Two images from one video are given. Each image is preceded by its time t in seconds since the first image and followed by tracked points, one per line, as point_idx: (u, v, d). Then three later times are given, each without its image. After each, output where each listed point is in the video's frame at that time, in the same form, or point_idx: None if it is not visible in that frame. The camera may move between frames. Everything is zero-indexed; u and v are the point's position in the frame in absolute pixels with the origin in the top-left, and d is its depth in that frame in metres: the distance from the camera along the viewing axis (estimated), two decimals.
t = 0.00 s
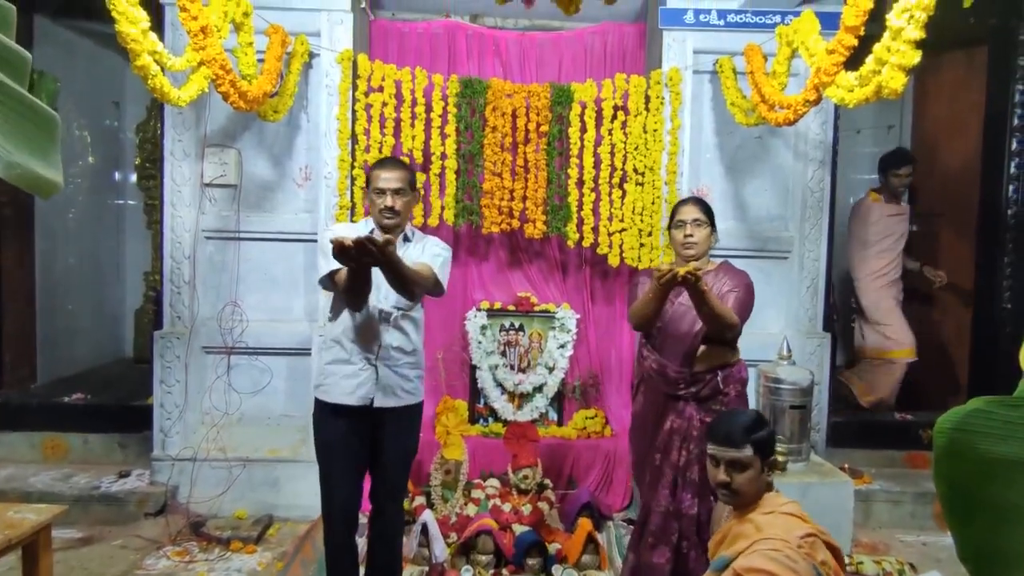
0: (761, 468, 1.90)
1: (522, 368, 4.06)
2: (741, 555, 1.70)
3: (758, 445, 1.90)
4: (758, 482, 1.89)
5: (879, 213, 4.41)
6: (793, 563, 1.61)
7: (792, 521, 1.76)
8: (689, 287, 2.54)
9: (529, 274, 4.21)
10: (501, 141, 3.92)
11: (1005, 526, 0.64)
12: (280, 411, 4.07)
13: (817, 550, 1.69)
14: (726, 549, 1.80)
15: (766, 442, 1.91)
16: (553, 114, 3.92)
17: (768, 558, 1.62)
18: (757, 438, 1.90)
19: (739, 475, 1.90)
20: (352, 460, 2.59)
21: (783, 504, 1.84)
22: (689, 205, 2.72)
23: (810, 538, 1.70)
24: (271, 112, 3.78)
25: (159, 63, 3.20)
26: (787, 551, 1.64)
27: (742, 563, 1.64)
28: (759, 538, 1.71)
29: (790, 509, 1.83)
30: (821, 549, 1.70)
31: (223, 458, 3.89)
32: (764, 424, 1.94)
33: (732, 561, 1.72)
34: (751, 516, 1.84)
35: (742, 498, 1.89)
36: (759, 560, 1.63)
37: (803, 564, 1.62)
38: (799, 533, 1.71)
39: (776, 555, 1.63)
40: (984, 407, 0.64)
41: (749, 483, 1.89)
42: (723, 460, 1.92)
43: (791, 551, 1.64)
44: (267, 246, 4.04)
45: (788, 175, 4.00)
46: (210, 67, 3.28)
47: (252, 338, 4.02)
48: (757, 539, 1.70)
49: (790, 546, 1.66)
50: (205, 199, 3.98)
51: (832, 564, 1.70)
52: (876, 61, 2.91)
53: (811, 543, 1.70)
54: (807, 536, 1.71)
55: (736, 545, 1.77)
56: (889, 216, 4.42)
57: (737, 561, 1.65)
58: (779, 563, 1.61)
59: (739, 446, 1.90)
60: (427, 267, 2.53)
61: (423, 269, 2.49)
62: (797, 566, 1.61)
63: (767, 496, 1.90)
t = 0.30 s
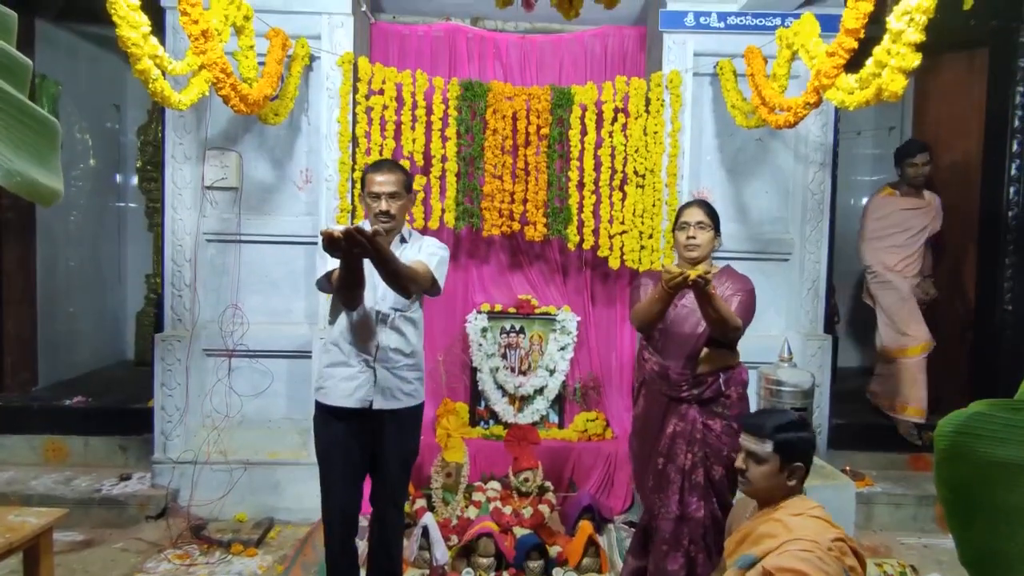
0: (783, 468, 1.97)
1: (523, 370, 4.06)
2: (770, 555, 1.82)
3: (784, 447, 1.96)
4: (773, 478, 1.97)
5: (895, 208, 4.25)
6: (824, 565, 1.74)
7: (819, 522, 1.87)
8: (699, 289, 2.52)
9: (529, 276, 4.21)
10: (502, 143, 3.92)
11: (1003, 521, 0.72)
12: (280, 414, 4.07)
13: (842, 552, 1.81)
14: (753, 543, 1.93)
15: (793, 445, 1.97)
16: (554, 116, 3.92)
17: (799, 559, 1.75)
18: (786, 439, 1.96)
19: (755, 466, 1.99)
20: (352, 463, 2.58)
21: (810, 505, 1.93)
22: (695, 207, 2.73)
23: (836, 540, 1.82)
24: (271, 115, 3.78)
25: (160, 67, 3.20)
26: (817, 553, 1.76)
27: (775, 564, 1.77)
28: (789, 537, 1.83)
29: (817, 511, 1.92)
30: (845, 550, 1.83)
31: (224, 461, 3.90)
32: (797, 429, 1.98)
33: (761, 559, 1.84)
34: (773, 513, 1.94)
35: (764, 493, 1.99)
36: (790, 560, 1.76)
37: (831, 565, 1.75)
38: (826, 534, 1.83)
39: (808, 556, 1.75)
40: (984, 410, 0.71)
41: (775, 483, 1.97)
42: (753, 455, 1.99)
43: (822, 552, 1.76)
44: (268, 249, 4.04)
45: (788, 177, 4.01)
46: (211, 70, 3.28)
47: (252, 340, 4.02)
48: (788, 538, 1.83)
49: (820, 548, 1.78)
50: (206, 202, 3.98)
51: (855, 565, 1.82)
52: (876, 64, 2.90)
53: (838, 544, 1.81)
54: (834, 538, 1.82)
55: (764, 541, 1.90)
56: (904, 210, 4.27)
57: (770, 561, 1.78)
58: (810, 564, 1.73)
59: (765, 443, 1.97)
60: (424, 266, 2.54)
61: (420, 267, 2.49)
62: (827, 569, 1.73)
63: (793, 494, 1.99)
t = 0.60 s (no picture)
0: (810, 462, 1.98)
1: (524, 365, 4.07)
2: (791, 545, 1.84)
3: (815, 442, 1.97)
4: (800, 471, 1.98)
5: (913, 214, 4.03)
6: (848, 560, 1.74)
7: (844, 521, 1.88)
8: (698, 283, 2.50)
9: (529, 271, 4.21)
10: (501, 138, 3.91)
11: (1001, 515, 0.72)
12: (282, 410, 4.08)
13: (865, 550, 1.82)
14: (773, 534, 1.94)
15: (825, 442, 1.97)
16: (554, 111, 3.92)
17: (824, 548, 1.77)
18: (820, 434, 1.98)
19: (783, 455, 2.01)
20: (355, 459, 2.59)
21: (835, 503, 1.94)
22: (688, 200, 2.73)
23: (861, 538, 1.83)
24: (271, 111, 3.77)
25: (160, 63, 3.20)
26: (840, 546, 1.78)
27: (798, 554, 1.78)
28: (812, 530, 1.84)
29: (842, 511, 1.93)
30: (868, 550, 1.84)
31: (226, 457, 3.91)
32: (835, 428, 1.99)
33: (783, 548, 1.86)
34: (797, 506, 1.96)
35: (789, 485, 2.01)
36: (814, 550, 1.77)
37: (853, 560, 1.76)
38: (851, 531, 1.84)
39: (831, 549, 1.76)
40: (982, 403, 0.72)
41: (802, 477, 1.99)
42: (784, 442, 2.02)
43: (845, 548, 1.78)
44: (268, 245, 4.05)
45: (788, 171, 4.00)
46: (210, 67, 3.28)
47: (253, 337, 4.03)
48: (810, 531, 1.84)
49: (844, 544, 1.79)
50: (206, 199, 3.99)
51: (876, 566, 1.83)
52: (876, 57, 2.89)
53: (862, 542, 1.82)
54: (859, 537, 1.83)
55: (785, 533, 1.91)
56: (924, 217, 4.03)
57: (792, 551, 1.80)
58: (833, 556, 1.75)
59: (800, 433, 1.99)
60: (426, 261, 2.53)
61: (422, 261, 2.49)
62: (849, 564, 1.75)
63: (819, 492, 2.00)
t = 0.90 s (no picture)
0: (813, 448, 1.98)
1: (522, 356, 4.08)
2: (803, 534, 1.87)
3: (818, 428, 1.98)
4: (803, 457, 1.99)
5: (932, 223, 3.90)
6: (859, 551, 1.76)
7: (857, 512, 1.88)
8: (691, 281, 2.51)
9: (528, 262, 4.22)
10: (498, 129, 3.90)
11: (1002, 505, 0.67)
12: (282, 403, 4.09)
13: (877, 542, 1.83)
14: (784, 521, 1.96)
15: (828, 429, 1.98)
16: (551, 101, 3.91)
17: (836, 540, 1.79)
18: (823, 420, 1.99)
19: (788, 442, 2.02)
20: (355, 453, 2.60)
21: (847, 494, 1.94)
22: (682, 193, 2.72)
23: (873, 530, 1.84)
24: (266, 103, 3.75)
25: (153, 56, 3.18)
26: (852, 537, 1.80)
27: (811, 544, 1.81)
28: (824, 520, 1.86)
29: (854, 502, 1.93)
30: (880, 542, 1.85)
31: (226, 449, 3.93)
32: (840, 415, 1.99)
33: (794, 537, 1.88)
34: (808, 495, 1.97)
35: (799, 472, 2.02)
36: (826, 541, 1.79)
37: (865, 551, 1.78)
38: (862, 522, 1.85)
39: (844, 541, 1.79)
40: (982, 391, 0.66)
41: (807, 463, 1.99)
42: (788, 428, 2.03)
43: (857, 539, 1.79)
44: (266, 239, 4.04)
45: (786, 160, 4.00)
46: (205, 59, 3.26)
47: (252, 330, 4.03)
48: (823, 521, 1.85)
49: (856, 535, 1.81)
50: (202, 191, 3.97)
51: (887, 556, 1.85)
52: (874, 46, 2.88)
53: (874, 534, 1.83)
54: (871, 527, 1.84)
55: (796, 520, 1.93)
56: (946, 224, 3.89)
57: (805, 540, 1.83)
58: (844, 547, 1.77)
59: (804, 419, 2.01)
60: (426, 252, 2.53)
61: (422, 253, 2.49)
62: (860, 555, 1.77)
63: (829, 481, 2.00)
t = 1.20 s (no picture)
0: (800, 437, 2.01)
1: (519, 347, 4.09)
2: (803, 526, 1.87)
3: (804, 416, 2.00)
4: (793, 447, 2.02)
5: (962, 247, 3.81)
6: (858, 543, 1.79)
7: (855, 502, 1.89)
8: (677, 284, 2.56)
9: (524, 253, 4.21)
10: (493, 120, 3.88)
11: (993, 484, 0.71)
12: (279, 396, 4.09)
13: (875, 532, 1.85)
14: (783, 512, 1.96)
15: (813, 416, 2.00)
16: (546, 91, 3.89)
17: (835, 532, 1.80)
18: (807, 406, 2.01)
19: (778, 434, 2.05)
20: (353, 446, 2.60)
21: (846, 484, 1.94)
22: (674, 185, 2.71)
23: (870, 520, 1.86)
24: (260, 95, 3.73)
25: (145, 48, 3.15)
26: (851, 529, 1.81)
27: (810, 537, 1.82)
28: (823, 512, 1.86)
29: (852, 491, 1.94)
30: (878, 532, 1.87)
31: (224, 442, 3.93)
32: (824, 402, 2.02)
33: (794, 529, 1.89)
34: (806, 485, 1.97)
35: (795, 463, 2.03)
36: (827, 534, 1.80)
37: (864, 543, 1.80)
38: (861, 512, 1.87)
39: (843, 533, 1.80)
40: (976, 379, 0.68)
41: (797, 452, 2.01)
42: (778, 420, 2.06)
43: (857, 531, 1.81)
44: (261, 231, 4.02)
45: (781, 149, 4.00)
46: (197, 50, 3.23)
47: (248, 323, 4.02)
48: (822, 513, 1.86)
49: (855, 526, 1.82)
50: (196, 184, 3.95)
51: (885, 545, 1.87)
52: (870, 35, 2.88)
53: (872, 524, 1.85)
54: (868, 518, 1.86)
55: (796, 511, 1.93)
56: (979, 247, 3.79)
57: (804, 533, 1.84)
58: (843, 539, 1.79)
59: (789, 408, 2.04)
60: (426, 247, 2.52)
61: (421, 248, 2.47)
62: (859, 547, 1.79)
63: (824, 469, 2.02)
